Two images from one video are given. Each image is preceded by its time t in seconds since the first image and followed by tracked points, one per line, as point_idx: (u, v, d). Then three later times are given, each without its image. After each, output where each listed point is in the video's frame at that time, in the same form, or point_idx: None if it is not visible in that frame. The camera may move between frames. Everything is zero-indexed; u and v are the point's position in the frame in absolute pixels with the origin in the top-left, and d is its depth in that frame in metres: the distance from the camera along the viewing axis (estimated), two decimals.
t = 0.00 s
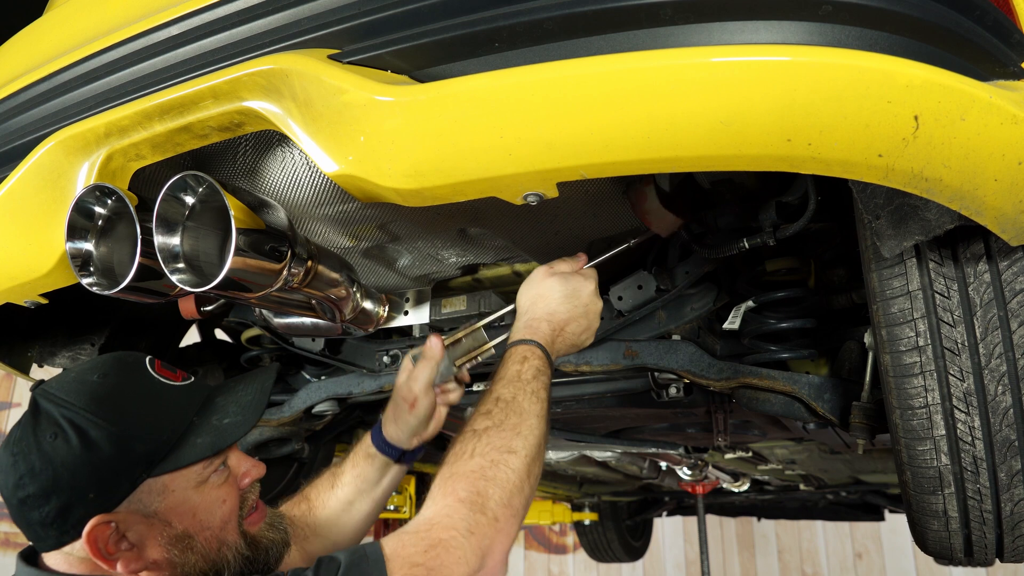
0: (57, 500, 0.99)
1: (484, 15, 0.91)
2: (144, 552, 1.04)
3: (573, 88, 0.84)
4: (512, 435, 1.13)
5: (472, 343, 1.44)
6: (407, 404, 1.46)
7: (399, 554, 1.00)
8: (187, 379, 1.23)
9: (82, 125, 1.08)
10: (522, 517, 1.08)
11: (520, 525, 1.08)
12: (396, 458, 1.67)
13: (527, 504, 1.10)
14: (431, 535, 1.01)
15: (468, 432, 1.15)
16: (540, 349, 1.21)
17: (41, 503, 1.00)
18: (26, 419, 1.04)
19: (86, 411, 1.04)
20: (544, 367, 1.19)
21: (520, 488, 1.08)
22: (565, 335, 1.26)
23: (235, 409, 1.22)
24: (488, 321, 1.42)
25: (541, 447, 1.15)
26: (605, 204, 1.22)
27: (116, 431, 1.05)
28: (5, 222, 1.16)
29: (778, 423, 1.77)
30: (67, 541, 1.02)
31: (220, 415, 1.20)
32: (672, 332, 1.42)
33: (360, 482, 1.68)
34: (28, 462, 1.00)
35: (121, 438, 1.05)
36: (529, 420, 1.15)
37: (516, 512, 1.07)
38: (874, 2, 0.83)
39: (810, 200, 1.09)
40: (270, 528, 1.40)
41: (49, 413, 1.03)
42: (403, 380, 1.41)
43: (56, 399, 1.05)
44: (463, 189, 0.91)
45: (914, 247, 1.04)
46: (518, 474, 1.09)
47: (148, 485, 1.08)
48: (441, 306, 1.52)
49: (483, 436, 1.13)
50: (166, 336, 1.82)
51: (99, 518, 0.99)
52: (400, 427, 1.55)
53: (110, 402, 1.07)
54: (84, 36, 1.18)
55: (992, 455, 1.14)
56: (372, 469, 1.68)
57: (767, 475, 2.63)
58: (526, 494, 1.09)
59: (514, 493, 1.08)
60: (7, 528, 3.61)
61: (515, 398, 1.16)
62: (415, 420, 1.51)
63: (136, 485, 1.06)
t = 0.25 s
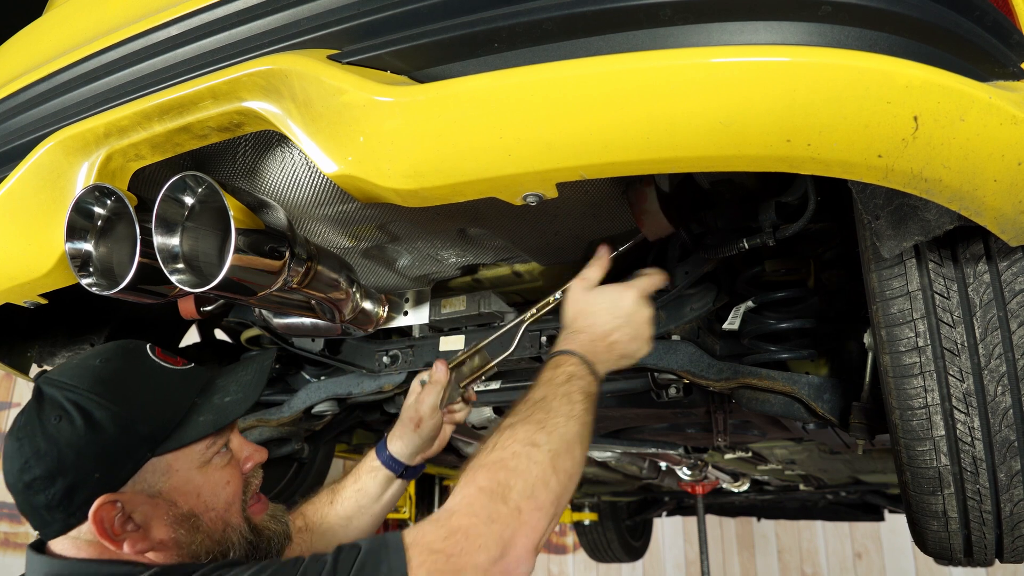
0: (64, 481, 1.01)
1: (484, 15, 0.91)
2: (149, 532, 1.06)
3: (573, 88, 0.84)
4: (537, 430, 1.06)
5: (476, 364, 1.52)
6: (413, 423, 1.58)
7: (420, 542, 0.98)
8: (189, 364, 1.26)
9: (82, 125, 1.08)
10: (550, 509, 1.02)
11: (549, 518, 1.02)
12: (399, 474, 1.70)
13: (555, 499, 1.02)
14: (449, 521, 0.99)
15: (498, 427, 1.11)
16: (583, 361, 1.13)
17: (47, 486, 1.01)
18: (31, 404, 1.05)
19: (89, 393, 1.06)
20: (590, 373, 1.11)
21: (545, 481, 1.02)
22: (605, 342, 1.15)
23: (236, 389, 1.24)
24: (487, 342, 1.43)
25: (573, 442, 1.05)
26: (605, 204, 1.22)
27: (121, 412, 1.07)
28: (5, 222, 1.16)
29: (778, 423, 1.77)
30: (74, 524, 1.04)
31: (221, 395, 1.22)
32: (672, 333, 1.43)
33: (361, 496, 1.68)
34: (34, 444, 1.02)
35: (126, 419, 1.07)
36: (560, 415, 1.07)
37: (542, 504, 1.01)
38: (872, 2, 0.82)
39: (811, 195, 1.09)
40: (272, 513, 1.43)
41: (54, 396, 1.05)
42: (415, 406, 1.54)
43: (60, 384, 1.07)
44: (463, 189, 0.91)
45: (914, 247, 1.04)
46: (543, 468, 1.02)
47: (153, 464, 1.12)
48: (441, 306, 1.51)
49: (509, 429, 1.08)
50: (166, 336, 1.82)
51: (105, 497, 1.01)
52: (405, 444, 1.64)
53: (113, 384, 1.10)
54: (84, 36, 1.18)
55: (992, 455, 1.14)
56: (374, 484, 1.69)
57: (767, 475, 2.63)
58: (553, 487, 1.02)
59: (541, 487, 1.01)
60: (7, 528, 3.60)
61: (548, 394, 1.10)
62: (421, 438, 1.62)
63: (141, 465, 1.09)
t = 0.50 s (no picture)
0: (86, 466, 1.11)
1: (483, 15, 0.91)
2: (171, 515, 1.16)
3: (572, 88, 0.84)
4: (556, 364, 1.12)
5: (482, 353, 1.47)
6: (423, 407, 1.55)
7: (434, 475, 1.03)
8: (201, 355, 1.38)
9: (81, 125, 1.08)
10: (562, 439, 1.05)
11: (562, 448, 1.04)
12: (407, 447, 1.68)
13: (567, 429, 1.05)
14: (462, 452, 1.04)
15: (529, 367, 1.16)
16: (628, 303, 1.18)
17: (71, 472, 1.11)
18: (52, 396, 1.16)
19: (111, 381, 1.18)
20: (628, 316, 1.16)
21: (556, 412, 1.05)
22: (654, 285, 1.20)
23: (248, 373, 1.34)
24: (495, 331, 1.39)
25: (593, 374, 1.09)
26: (604, 204, 1.22)
27: (140, 398, 1.19)
28: (4, 223, 1.16)
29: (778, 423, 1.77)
30: (96, 510, 1.14)
31: (234, 380, 1.32)
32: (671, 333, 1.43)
33: (369, 474, 1.68)
34: (57, 431, 1.12)
35: (144, 405, 1.18)
36: (582, 351, 1.12)
37: (552, 434, 1.04)
38: (872, 2, 0.82)
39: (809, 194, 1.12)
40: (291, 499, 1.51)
41: (74, 387, 1.16)
42: (424, 392, 1.51)
43: (81, 376, 1.18)
44: (463, 189, 0.91)
45: (913, 247, 1.04)
46: (556, 399, 1.06)
47: (171, 449, 1.21)
48: (440, 306, 1.51)
49: (535, 365, 1.14)
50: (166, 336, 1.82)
51: (125, 483, 1.10)
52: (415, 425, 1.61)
53: (131, 374, 1.22)
54: (83, 36, 1.18)
55: (991, 455, 1.14)
56: (382, 461, 1.68)
57: (767, 475, 2.63)
58: (565, 418, 1.05)
59: (551, 416, 1.05)
60: (6, 528, 3.60)
61: (578, 336, 1.16)
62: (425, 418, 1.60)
63: (159, 448, 1.19)
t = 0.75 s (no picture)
0: (102, 461, 1.11)
1: (483, 15, 0.91)
2: (187, 508, 1.16)
3: (572, 88, 0.84)
4: (553, 355, 1.13)
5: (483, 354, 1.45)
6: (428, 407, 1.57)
7: (438, 464, 1.03)
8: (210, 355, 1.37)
9: (81, 125, 1.08)
10: (563, 426, 1.06)
11: (563, 435, 1.06)
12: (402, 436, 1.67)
13: (567, 417, 1.06)
14: (465, 442, 1.04)
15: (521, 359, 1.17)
16: (616, 299, 1.18)
17: (87, 467, 1.11)
18: (66, 396, 1.16)
19: (125, 379, 1.19)
20: (619, 308, 1.18)
21: (556, 400, 1.06)
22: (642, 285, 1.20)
23: (260, 368, 1.36)
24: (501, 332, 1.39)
25: (590, 364, 1.11)
26: (604, 204, 1.22)
27: (153, 394, 1.19)
28: (5, 223, 1.16)
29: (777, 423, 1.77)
30: (113, 505, 1.14)
31: (246, 374, 1.33)
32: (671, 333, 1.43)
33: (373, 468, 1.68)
34: (72, 428, 1.12)
35: (158, 402, 1.19)
36: (577, 342, 1.14)
37: (554, 422, 1.05)
38: (871, 2, 0.83)
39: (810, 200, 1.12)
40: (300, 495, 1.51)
41: (88, 385, 1.17)
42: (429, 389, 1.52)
43: (94, 375, 1.19)
44: (463, 189, 0.91)
45: (913, 247, 1.04)
46: (555, 388, 1.07)
47: (186, 443, 1.22)
48: (440, 306, 1.51)
49: (530, 357, 1.15)
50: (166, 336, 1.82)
51: (143, 475, 1.12)
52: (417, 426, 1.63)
53: (144, 371, 1.22)
54: (83, 35, 1.18)
55: (991, 455, 1.14)
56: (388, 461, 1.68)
57: (767, 475, 2.63)
58: (565, 406, 1.07)
59: (551, 404, 1.06)
60: (6, 528, 3.60)
61: (570, 327, 1.17)
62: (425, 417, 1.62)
63: (173, 443, 1.20)
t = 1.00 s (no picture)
0: (103, 458, 1.12)
1: (483, 15, 0.91)
2: (184, 508, 1.16)
3: (572, 88, 0.84)
4: (546, 363, 1.13)
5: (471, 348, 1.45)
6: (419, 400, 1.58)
7: (432, 477, 1.02)
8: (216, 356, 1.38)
9: (81, 125, 1.08)
10: (557, 435, 1.07)
11: (557, 444, 1.07)
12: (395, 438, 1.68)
13: (562, 427, 1.07)
14: (460, 455, 1.03)
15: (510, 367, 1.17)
16: (599, 302, 1.19)
17: (88, 464, 1.11)
18: (70, 393, 1.18)
19: (129, 377, 1.20)
20: (603, 312, 1.18)
21: (551, 410, 1.07)
22: (628, 286, 1.21)
23: (261, 369, 1.36)
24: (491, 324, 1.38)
25: (582, 372, 1.12)
26: (604, 204, 1.22)
27: (155, 393, 1.20)
28: (5, 223, 1.16)
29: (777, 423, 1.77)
30: (113, 503, 1.14)
31: (248, 375, 1.33)
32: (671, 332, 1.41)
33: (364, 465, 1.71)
34: (75, 424, 1.13)
35: (160, 400, 1.20)
36: (568, 349, 1.14)
37: (549, 432, 1.06)
38: (871, 2, 0.83)
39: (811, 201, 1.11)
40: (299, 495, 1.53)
41: (92, 383, 1.18)
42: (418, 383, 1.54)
43: (99, 373, 1.20)
44: (463, 189, 0.91)
45: (913, 247, 1.04)
46: (550, 397, 1.08)
47: (186, 442, 1.22)
48: (440, 306, 1.50)
49: (521, 365, 1.15)
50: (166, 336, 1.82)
51: (141, 472, 1.12)
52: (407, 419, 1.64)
53: (147, 370, 1.23)
54: (83, 35, 1.18)
55: (991, 455, 1.14)
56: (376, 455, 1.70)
57: (767, 475, 2.63)
58: (560, 416, 1.07)
59: (546, 415, 1.07)
60: (5, 528, 3.60)
61: (559, 333, 1.17)
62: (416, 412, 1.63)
63: (173, 442, 1.19)
